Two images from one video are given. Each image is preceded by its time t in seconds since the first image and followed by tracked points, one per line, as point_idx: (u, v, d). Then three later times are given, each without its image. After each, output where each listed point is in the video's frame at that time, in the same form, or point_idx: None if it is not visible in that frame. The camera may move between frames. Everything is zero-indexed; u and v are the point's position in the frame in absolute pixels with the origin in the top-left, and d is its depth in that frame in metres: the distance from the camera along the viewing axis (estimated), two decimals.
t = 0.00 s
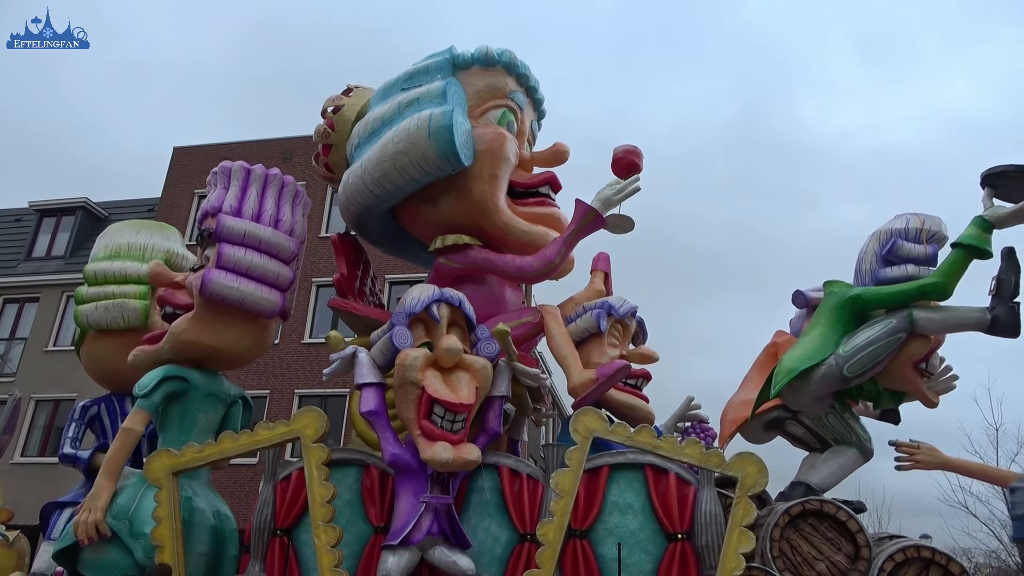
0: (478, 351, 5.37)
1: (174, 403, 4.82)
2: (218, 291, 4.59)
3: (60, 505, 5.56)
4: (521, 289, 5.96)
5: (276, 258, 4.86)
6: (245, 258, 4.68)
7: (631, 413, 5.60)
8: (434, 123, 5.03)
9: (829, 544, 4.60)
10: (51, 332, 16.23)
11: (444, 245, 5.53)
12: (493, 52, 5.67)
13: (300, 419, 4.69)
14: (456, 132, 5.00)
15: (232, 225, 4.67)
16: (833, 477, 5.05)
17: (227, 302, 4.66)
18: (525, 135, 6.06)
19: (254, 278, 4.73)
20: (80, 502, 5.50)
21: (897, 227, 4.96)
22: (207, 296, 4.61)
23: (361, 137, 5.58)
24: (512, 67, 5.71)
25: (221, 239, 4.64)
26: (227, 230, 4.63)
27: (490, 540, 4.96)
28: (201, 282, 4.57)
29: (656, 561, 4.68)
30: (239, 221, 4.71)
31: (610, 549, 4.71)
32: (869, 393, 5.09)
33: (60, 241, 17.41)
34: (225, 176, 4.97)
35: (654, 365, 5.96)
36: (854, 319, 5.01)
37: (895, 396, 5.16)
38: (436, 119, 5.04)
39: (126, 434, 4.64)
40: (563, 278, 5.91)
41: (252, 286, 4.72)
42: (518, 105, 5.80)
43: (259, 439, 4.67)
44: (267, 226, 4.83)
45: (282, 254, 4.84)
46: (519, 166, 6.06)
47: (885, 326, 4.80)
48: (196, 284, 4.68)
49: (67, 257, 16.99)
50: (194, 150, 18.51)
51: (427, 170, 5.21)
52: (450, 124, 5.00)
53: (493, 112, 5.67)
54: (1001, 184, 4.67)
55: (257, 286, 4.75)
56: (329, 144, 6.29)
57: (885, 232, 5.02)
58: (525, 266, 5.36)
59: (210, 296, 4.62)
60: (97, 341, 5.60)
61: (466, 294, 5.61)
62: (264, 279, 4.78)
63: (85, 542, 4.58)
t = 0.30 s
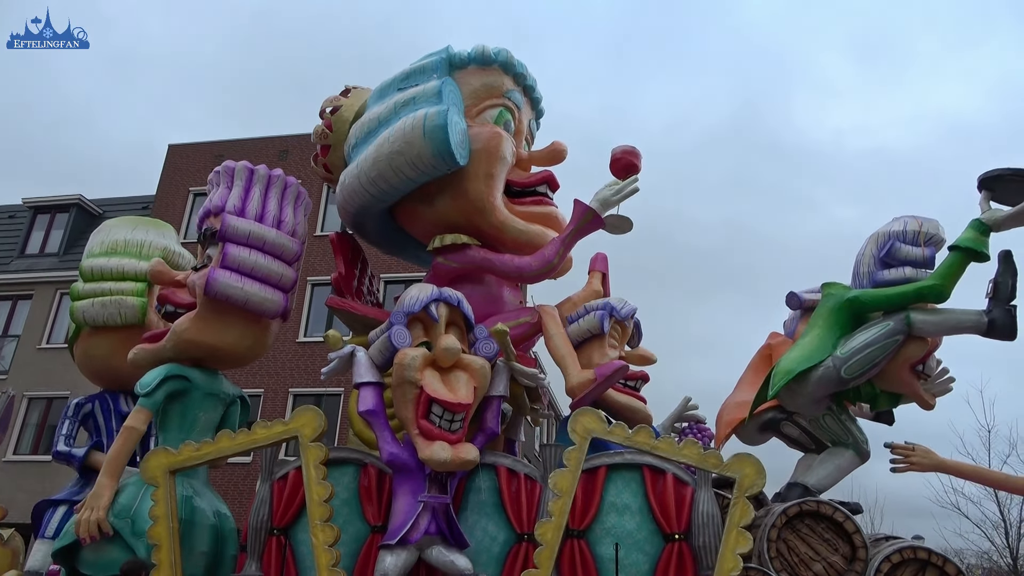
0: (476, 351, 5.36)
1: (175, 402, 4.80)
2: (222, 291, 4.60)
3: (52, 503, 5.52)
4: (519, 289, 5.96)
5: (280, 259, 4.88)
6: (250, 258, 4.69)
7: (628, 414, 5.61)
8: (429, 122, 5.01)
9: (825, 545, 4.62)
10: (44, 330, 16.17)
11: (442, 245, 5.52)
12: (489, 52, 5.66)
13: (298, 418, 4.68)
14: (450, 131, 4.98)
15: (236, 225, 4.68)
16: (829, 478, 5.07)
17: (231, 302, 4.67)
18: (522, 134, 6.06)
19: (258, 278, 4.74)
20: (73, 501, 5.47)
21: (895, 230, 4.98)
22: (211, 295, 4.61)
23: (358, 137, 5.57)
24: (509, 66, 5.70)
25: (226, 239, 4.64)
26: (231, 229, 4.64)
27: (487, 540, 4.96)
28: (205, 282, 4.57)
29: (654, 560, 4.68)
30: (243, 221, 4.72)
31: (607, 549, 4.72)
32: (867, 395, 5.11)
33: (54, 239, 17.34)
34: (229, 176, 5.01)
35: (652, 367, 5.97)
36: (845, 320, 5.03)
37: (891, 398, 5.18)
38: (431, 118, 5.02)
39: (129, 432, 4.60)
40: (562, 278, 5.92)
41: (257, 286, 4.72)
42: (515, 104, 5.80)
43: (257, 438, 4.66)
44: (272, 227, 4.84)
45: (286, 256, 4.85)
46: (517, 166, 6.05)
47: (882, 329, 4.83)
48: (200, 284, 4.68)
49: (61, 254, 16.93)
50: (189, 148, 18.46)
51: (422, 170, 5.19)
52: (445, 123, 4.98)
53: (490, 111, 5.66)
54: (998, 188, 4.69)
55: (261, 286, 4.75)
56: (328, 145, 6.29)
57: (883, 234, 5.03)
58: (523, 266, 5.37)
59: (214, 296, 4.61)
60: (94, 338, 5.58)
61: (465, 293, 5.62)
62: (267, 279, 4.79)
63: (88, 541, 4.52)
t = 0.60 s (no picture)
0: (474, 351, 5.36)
1: (175, 403, 4.79)
2: (226, 292, 4.60)
3: (46, 503, 5.50)
4: (518, 289, 5.96)
5: (281, 261, 4.90)
6: (253, 260, 4.71)
7: (626, 414, 5.63)
8: (424, 122, 5.00)
9: (823, 545, 4.63)
10: (37, 330, 16.10)
11: (440, 245, 5.52)
12: (486, 52, 5.66)
13: (296, 418, 4.67)
14: (446, 131, 4.97)
15: (240, 227, 4.69)
16: (827, 478, 5.09)
17: (234, 303, 4.67)
18: (520, 134, 6.05)
19: (261, 280, 4.76)
20: (67, 501, 5.44)
21: (896, 232, 5.01)
22: (214, 296, 4.61)
23: (355, 137, 5.57)
24: (506, 66, 5.69)
25: (229, 240, 4.66)
26: (235, 231, 4.66)
27: (485, 540, 4.97)
28: (209, 283, 4.57)
29: (652, 560, 4.69)
30: (247, 223, 4.74)
31: (605, 549, 4.73)
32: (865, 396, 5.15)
33: (47, 238, 17.27)
34: (229, 178, 5.03)
35: (650, 369, 5.98)
36: (837, 319, 5.08)
37: (889, 399, 5.20)
38: (426, 118, 5.02)
39: (131, 432, 4.56)
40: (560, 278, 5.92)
41: (260, 287, 4.75)
42: (512, 104, 5.79)
43: (255, 438, 4.65)
44: (274, 229, 4.87)
45: (288, 257, 4.88)
46: (515, 165, 6.06)
47: (882, 330, 4.86)
48: (202, 285, 4.67)
49: (54, 254, 16.86)
50: (184, 147, 18.41)
51: (418, 170, 5.18)
52: (441, 123, 4.97)
53: (486, 111, 5.66)
54: (1000, 192, 4.73)
55: (264, 288, 4.77)
56: (326, 146, 6.28)
57: (884, 236, 5.06)
58: (522, 267, 5.38)
59: (217, 297, 4.61)
60: (88, 337, 5.55)
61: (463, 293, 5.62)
62: (269, 281, 4.81)
63: (90, 542, 4.50)
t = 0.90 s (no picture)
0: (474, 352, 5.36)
1: (176, 404, 4.78)
2: (231, 294, 4.60)
3: (41, 504, 5.48)
4: (516, 290, 5.97)
5: (284, 263, 4.92)
6: (257, 262, 4.73)
7: (624, 413, 5.64)
8: (421, 122, 4.97)
9: (822, 544, 4.65)
10: (32, 330, 16.05)
11: (438, 245, 5.52)
12: (482, 52, 5.65)
13: (295, 418, 4.66)
14: (442, 131, 4.94)
15: (243, 229, 4.74)
16: (825, 478, 5.10)
17: (238, 305, 4.67)
18: (518, 134, 6.02)
19: (264, 282, 4.77)
20: (63, 501, 5.42)
21: (896, 233, 5.02)
22: (218, 298, 4.61)
23: (352, 138, 5.55)
24: (502, 66, 5.68)
25: (232, 242, 4.70)
26: (238, 233, 4.71)
27: (485, 540, 4.97)
28: (213, 286, 4.56)
29: (651, 560, 4.70)
30: (250, 224, 4.78)
31: (604, 549, 4.73)
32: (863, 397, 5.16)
33: (42, 238, 17.21)
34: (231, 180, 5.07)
35: (649, 370, 5.99)
36: (835, 318, 5.10)
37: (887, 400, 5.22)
38: (423, 118, 4.99)
39: (133, 432, 4.55)
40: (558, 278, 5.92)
41: (263, 290, 4.75)
42: (509, 104, 5.78)
43: (253, 439, 4.64)
44: (277, 231, 4.91)
45: (290, 260, 4.91)
46: (513, 166, 6.06)
47: (881, 331, 4.87)
48: (205, 286, 4.67)
49: (48, 254, 16.81)
50: (179, 147, 18.37)
51: (415, 170, 5.15)
52: (437, 123, 4.94)
53: (483, 111, 5.65)
54: (1001, 195, 4.75)
55: (267, 290, 4.79)
56: (324, 147, 6.27)
57: (884, 238, 5.07)
58: (522, 267, 5.38)
59: (221, 299, 4.61)
60: (84, 337, 5.53)
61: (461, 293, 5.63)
62: (273, 283, 4.82)
63: (94, 543, 4.49)
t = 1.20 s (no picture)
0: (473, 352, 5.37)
1: (177, 404, 4.76)
2: (238, 296, 4.61)
3: (36, 504, 5.44)
4: (515, 290, 5.97)
5: (289, 266, 4.95)
6: (263, 264, 4.76)
7: (623, 413, 5.65)
8: (419, 122, 4.96)
9: (822, 544, 4.66)
10: (24, 330, 15.97)
11: (437, 245, 5.51)
12: (481, 52, 5.63)
13: (295, 418, 4.65)
14: (441, 131, 4.92)
15: (250, 232, 4.75)
16: (823, 477, 5.12)
17: (244, 307, 4.69)
18: (516, 134, 6.00)
19: (270, 284, 4.80)
20: (59, 501, 5.40)
21: (891, 233, 5.03)
22: (225, 300, 4.61)
23: (350, 138, 5.53)
24: (500, 65, 5.67)
25: (239, 244, 4.71)
26: (246, 235, 4.71)
27: (484, 540, 4.96)
28: (220, 288, 4.57)
29: (651, 560, 4.71)
30: (257, 227, 4.80)
31: (604, 549, 4.74)
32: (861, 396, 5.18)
33: (35, 238, 17.13)
34: (236, 181, 5.08)
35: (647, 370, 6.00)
36: (832, 318, 5.12)
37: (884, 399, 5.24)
38: (421, 118, 4.97)
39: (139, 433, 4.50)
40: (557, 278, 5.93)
41: (269, 292, 4.78)
42: (508, 104, 5.77)
43: (253, 439, 4.62)
44: (282, 234, 4.94)
45: (295, 263, 4.94)
46: (512, 165, 6.06)
47: (878, 331, 4.89)
48: (212, 288, 4.67)
49: (42, 253, 16.75)
50: (174, 146, 18.31)
51: (414, 170, 5.13)
52: (436, 122, 4.92)
53: (482, 111, 5.64)
54: (995, 194, 4.78)
55: (272, 293, 4.81)
56: (322, 147, 6.26)
57: (880, 237, 5.08)
58: (520, 267, 5.38)
59: (228, 301, 4.62)
60: (81, 335, 5.49)
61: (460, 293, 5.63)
62: (278, 286, 4.85)
63: (99, 544, 4.48)
